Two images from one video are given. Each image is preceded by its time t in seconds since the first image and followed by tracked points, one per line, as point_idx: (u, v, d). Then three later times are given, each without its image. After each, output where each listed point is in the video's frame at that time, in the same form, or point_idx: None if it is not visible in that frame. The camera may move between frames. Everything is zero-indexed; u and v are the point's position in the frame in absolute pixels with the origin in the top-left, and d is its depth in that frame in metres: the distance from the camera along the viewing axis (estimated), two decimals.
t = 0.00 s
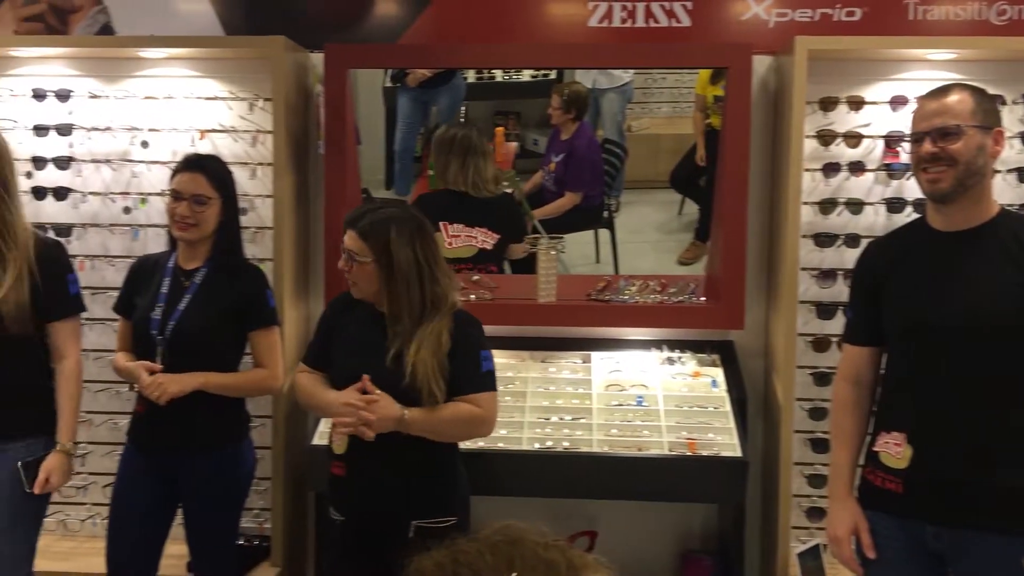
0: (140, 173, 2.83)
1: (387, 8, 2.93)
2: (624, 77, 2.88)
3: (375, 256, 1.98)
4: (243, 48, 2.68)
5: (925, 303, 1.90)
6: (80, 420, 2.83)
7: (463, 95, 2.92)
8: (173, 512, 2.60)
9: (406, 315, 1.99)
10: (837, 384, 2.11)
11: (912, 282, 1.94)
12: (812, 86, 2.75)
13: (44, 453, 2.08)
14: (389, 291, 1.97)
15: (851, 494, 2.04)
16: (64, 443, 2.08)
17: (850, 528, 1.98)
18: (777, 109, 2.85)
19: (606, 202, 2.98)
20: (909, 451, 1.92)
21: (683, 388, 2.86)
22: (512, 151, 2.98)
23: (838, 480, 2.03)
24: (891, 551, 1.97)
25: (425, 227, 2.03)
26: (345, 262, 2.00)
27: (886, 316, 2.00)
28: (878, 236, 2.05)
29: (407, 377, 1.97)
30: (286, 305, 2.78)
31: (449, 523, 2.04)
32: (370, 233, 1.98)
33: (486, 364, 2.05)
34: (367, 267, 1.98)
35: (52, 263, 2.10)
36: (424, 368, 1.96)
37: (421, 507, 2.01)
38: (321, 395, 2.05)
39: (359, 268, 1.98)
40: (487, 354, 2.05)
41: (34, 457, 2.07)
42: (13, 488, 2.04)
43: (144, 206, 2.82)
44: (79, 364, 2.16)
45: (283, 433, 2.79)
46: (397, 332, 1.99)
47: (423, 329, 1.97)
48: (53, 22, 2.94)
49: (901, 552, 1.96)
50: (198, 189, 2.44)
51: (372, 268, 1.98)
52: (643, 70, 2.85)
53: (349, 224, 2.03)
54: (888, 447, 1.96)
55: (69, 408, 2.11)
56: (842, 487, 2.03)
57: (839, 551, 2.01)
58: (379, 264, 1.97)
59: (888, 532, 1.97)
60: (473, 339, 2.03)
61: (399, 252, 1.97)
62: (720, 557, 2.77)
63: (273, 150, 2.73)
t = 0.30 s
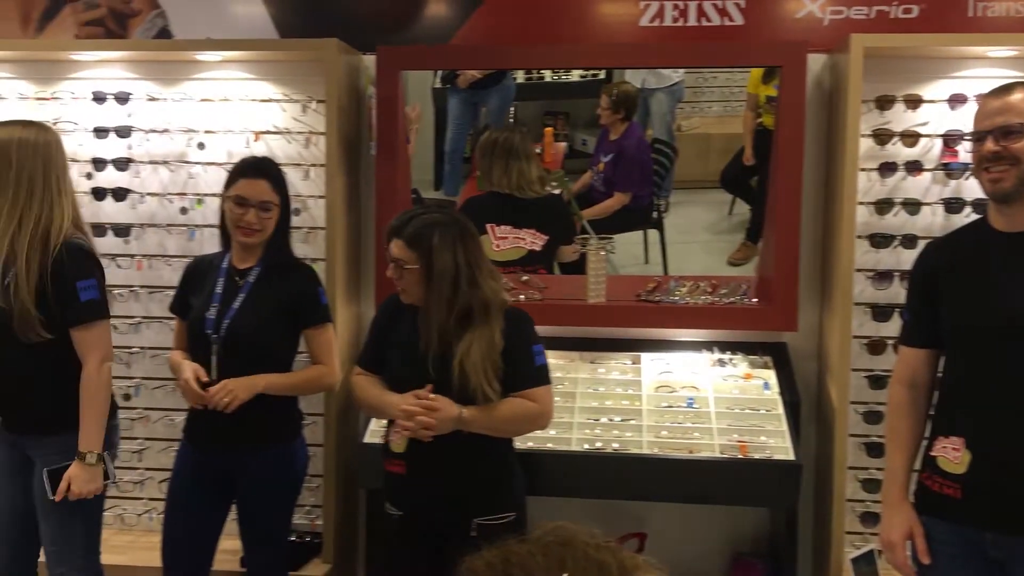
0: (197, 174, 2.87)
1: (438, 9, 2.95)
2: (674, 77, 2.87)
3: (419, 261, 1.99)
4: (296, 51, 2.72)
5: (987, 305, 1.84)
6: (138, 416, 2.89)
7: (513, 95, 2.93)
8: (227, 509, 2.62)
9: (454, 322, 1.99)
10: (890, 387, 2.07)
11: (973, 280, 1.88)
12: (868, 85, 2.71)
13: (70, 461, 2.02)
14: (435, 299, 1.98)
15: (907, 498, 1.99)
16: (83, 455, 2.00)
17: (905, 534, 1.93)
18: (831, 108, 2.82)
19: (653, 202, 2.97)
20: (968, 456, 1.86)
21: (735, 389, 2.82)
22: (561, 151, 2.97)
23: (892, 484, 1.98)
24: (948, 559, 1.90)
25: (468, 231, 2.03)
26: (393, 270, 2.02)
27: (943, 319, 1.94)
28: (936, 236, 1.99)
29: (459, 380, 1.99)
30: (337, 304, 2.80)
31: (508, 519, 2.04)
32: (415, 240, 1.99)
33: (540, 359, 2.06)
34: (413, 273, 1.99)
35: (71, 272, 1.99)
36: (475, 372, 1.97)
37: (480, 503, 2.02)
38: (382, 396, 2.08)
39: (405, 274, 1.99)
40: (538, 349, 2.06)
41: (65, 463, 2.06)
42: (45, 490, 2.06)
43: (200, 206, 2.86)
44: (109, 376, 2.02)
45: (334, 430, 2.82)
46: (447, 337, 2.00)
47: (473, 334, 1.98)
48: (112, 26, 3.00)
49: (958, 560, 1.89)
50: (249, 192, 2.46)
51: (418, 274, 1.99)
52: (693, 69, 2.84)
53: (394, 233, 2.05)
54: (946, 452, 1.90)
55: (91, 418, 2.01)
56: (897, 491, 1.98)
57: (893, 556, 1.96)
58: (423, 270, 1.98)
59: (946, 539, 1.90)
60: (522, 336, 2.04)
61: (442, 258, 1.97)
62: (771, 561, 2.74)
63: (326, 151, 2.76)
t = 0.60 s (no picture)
0: (249, 174, 2.91)
1: (487, 10, 2.96)
2: (723, 77, 2.85)
3: (491, 254, 2.03)
4: (346, 53, 2.74)
5: None
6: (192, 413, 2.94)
7: (561, 96, 2.93)
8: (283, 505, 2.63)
9: (528, 315, 2.02)
10: (946, 389, 1.92)
11: None
12: (924, 83, 2.66)
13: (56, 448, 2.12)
14: (509, 292, 2.01)
15: (962, 505, 1.87)
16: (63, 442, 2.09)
17: (961, 542, 1.82)
18: (885, 106, 2.78)
19: (702, 203, 2.95)
20: None
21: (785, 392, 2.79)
22: (609, 151, 2.96)
23: (946, 490, 1.87)
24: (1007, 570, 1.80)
25: (536, 225, 2.08)
26: (464, 266, 2.05)
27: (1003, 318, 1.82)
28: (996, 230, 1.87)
29: (534, 377, 2.02)
30: (387, 304, 2.83)
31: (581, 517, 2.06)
32: (486, 233, 2.04)
33: (609, 353, 2.09)
34: (485, 266, 2.03)
35: (70, 270, 2.07)
36: (549, 367, 1.99)
37: (555, 500, 2.03)
38: (455, 395, 2.07)
39: (477, 266, 2.03)
40: (607, 344, 2.09)
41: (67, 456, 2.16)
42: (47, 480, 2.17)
43: (253, 207, 2.89)
44: (100, 370, 2.09)
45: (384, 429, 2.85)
46: (522, 331, 2.03)
47: (548, 327, 2.01)
48: (168, 29, 3.06)
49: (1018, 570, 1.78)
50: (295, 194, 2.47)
51: (489, 267, 2.03)
52: (742, 68, 2.82)
53: (464, 228, 2.08)
54: (1005, 457, 1.79)
55: (77, 408, 2.09)
56: (951, 497, 1.87)
57: (947, 565, 1.85)
58: (495, 262, 2.03)
59: (1004, 549, 1.79)
60: (591, 330, 2.07)
61: (513, 250, 2.01)
62: (823, 567, 2.71)
63: (375, 152, 2.78)
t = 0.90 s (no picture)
0: (297, 176, 2.95)
1: (532, 11, 2.97)
2: (769, 77, 2.82)
3: (553, 249, 2.08)
4: (393, 54, 2.76)
5: None
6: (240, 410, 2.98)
7: (599, 100, 2.93)
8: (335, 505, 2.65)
9: (591, 310, 2.05)
10: (1000, 392, 1.85)
11: None
12: (977, 80, 2.62)
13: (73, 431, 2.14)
14: (570, 286, 2.05)
15: (1020, 512, 1.80)
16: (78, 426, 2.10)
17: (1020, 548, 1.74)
18: (937, 105, 2.73)
19: (747, 204, 2.92)
20: None
21: (833, 395, 2.76)
22: (653, 151, 2.97)
23: (1005, 495, 1.79)
24: None
25: (596, 220, 2.12)
26: (526, 261, 2.11)
27: None
28: None
29: (596, 375, 2.04)
30: (432, 304, 2.84)
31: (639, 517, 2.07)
32: (548, 229, 2.09)
33: (671, 353, 2.10)
34: (547, 261, 2.08)
35: (109, 265, 2.10)
36: (609, 364, 2.02)
37: (612, 500, 2.04)
38: (514, 394, 2.10)
39: (539, 262, 2.08)
40: (669, 343, 2.10)
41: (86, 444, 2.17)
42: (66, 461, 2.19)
43: (300, 207, 2.92)
44: (126, 364, 2.10)
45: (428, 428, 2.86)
46: (584, 328, 2.06)
47: (609, 322, 2.04)
48: (218, 32, 3.10)
49: None
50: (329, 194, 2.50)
51: (551, 263, 2.08)
52: (789, 67, 2.78)
53: (528, 225, 2.14)
54: None
55: (99, 399, 2.09)
56: (1009, 502, 1.79)
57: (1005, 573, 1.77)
58: (557, 258, 2.07)
59: None
60: (654, 328, 2.08)
61: (575, 244, 2.06)
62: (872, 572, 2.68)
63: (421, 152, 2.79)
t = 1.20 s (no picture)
0: (340, 177, 2.97)
1: (574, 11, 2.97)
2: (811, 76, 2.81)
3: (601, 243, 2.09)
4: (435, 56, 2.77)
5: None
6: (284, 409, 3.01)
7: (633, 103, 2.94)
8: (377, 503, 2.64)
9: (635, 305, 2.05)
10: None
11: None
12: None
13: (147, 429, 2.14)
14: (617, 280, 2.06)
15: None
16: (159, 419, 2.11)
17: None
18: (987, 103, 2.69)
19: (790, 204, 2.90)
20: None
21: (879, 398, 2.73)
22: (694, 151, 2.94)
23: None
24: None
25: (643, 217, 2.13)
26: (572, 255, 2.10)
27: None
28: None
29: (638, 371, 2.03)
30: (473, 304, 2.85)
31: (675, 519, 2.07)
32: (597, 223, 2.10)
33: (712, 353, 2.09)
34: (594, 255, 2.08)
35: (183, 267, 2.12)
36: (654, 359, 2.01)
37: (649, 500, 2.03)
38: (554, 389, 2.11)
39: (587, 255, 2.08)
40: (710, 343, 2.09)
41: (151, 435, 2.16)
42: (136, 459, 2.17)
43: (343, 208, 2.96)
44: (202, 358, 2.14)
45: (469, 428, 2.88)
46: (628, 323, 2.06)
47: (655, 318, 2.03)
48: (263, 35, 3.14)
49: None
50: (371, 194, 2.51)
51: (598, 256, 2.08)
52: (833, 66, 2.76)
53: (573, 218, 2.15)
54: None
55: (174, 388, 2.12)
56: None
57: None
58: (605, 251, 2.08)
59: None
60: (697, 326, 2.08)
61: (623, 238, 2.07)
62: None
63: (463, 153, 2.80)
